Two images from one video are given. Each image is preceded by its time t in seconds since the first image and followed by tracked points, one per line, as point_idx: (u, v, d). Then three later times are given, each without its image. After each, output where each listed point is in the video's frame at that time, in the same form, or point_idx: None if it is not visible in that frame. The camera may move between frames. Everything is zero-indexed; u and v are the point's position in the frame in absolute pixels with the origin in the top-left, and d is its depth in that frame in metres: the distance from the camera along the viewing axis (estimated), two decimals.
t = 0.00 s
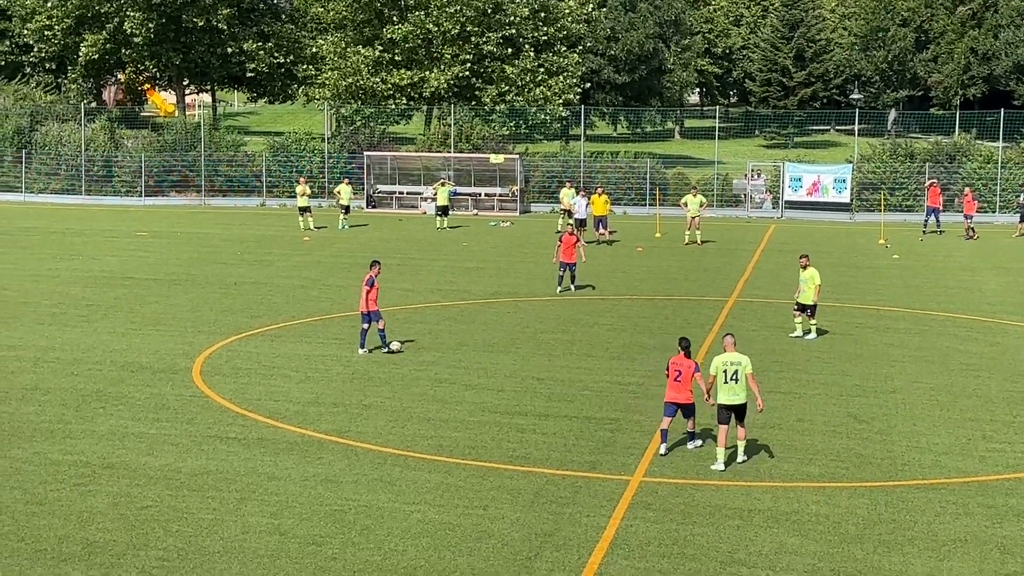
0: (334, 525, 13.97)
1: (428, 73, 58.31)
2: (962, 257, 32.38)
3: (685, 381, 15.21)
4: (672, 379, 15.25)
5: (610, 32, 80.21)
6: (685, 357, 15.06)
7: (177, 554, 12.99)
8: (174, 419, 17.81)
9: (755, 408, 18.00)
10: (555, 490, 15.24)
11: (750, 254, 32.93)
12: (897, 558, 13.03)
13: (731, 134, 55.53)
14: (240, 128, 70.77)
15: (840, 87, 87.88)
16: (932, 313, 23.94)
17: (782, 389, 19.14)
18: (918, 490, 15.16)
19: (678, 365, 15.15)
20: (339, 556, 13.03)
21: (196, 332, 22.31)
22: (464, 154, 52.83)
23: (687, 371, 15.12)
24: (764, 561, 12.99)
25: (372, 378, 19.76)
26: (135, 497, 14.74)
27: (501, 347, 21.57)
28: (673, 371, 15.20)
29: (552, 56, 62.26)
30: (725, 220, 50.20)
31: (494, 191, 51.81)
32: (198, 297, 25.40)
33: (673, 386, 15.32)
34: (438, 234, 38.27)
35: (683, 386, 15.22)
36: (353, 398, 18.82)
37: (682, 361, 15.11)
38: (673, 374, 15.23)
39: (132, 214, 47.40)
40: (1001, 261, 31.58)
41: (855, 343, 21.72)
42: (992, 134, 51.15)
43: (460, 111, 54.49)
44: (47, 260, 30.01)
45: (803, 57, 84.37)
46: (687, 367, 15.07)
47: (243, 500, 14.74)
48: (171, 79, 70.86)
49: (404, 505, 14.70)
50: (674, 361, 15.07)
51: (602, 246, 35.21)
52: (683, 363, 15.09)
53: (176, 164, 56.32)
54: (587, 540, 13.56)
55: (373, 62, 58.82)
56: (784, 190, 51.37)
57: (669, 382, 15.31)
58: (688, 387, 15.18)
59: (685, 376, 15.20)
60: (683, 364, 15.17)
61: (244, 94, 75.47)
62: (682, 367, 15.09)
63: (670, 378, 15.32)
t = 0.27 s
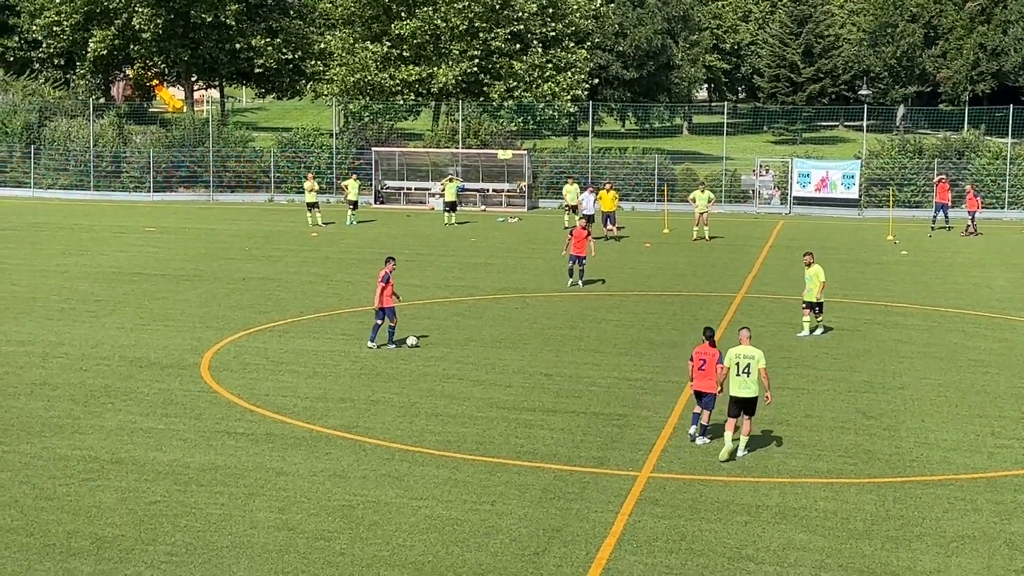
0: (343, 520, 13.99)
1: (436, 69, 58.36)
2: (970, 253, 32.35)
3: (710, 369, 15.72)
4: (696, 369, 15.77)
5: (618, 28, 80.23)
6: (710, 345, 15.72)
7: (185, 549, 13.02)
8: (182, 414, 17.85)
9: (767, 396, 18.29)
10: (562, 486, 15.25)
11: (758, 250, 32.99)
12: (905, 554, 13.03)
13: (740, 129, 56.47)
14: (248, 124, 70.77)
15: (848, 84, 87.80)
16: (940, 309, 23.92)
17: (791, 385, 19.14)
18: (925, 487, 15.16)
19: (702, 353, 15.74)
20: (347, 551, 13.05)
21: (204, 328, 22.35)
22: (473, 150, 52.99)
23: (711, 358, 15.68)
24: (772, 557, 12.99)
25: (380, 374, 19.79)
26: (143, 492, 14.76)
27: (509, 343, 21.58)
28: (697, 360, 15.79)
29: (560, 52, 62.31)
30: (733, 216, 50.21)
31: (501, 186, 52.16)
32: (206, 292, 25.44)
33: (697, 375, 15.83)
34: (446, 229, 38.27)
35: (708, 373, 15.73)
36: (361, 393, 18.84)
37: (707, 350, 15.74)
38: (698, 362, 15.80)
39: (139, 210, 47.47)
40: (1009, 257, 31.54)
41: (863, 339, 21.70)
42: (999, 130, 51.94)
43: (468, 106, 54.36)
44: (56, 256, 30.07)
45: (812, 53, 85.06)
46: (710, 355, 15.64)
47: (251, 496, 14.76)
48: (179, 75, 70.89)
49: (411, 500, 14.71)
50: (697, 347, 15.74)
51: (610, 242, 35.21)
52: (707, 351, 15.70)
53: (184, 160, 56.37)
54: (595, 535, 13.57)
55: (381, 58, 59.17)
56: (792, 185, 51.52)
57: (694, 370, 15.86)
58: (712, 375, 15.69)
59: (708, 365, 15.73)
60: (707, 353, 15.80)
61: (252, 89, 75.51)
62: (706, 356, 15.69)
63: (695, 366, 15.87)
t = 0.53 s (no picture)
0: (346, 516, 14.00)
1: (439, 66, 58.28)
2: (973, 249, 32.32)
3: (727, 365, 15.76)
4: (715, 365, 15.80)
5: (621, 24, 80.17)
6: (726, 342, 15.69)
7: (188, 545, 13.04)
8: (184, 411, 17.86)
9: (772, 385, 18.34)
10: (565, 482, 15.25)
11: (761, 246, 32.99)
12: (908, 551, 13.03)
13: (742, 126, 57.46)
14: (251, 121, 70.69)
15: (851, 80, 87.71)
16: (942, 306, 23.91)
17: (793, 381, 19.17)
18: (927, 483, 15.16)
19: (720, 351, 15.73)
20: (351, 547, 13.07)
21: (206, 325, 22.35)
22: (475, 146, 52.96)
23: (729, 355, 15.66)
24: (774, 553, 13.01)
25: (383, 371, 19.81)
26: (146, 489, 14.78)
27: (512, 340, 21.59)
28: (715, 357, 15.80)
29: (563, 48, 62.34)
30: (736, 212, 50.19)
31: (504, 183, 52.01)
32: (209, 289, 25.44)
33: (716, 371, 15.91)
34: (448, 226, 38.25)
35: (725, 370, 15.78)
36: (364, 389, 18.85)
37: (723, 346, 15.72)
38: (716, 359, 15.82)
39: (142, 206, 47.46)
40: (1012, 253, 31.48)
41: (865, 335, 21.68)
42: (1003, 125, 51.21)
43: (470, 103, 54.34)
44: (58, 253, 30.08)
45: (815, 49, 85.10)
46: (728, 352, 15.64)
47: (254, 492, 14.78)
48: (181, 71, 70.81)
49: (414, 497, 14.72)
50: (715, 345, 15.82)
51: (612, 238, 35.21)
52: (726, 349, 15.66)
53: (186, 156, 56.36)
54: (598, 532, 13.58)
55: (384, 54, 59.18)
56: (795, 182, 51.62)
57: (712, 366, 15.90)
58: (731, 372, 15.71)
59: (727, 361, 15.73)
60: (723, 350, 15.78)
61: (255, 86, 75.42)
62: (724, 353, 15.67)
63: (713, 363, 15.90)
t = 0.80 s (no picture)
0: (343, 514, 14.01)
1: (436, 63, 58.18)
2: (971, 246, 32.34)
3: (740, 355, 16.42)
4: (729, 354, 16.55)
5: (618, 21, 80.12)
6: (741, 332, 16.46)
7: (186, 543, 13.04)
8: (182, 408, 17.86)
9: (776, 377, 18.41)
10: (563, 479, 15.26)
11: (759, 243, 32.97)
12: (905, 548, 13.04)
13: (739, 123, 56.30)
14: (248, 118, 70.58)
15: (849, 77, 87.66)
16: (940, 302, 23.93)
17: (791, 378, 19.19)
18: (925, 480, 15.17)
19: (736, 340, 16.54)
20: (348, 545, 13.07)
21: (204, 322, 22.35)
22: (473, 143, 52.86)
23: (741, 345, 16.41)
24: (771, 550, 13.02)
25: (381, 368, 19.81)
26: (144, 486, 14.78)
27: (510, 337, 21.60)
28: (731, 346, 16.59)
29: (561, 46, 62.31)
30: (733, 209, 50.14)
31: (501, 180, 51.96)
32: (207, 286, 25.44)
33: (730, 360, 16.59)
34: (447, 223, 38.26)
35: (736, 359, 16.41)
36: (361, 387, 18.85)
37: (738, 336, 16.48)
38: (731, 348, 16.57)
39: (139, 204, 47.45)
40: (1010, 250, 31.50)
41: (863, 332, 21.71)
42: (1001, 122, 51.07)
43: (467, 101, 54.46)
44: (56, 250, 30.06)
45: (812, 46, 84.70)
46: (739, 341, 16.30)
47: (252, 489, 14.79)
48: (179, 69, 70.84)
49: (412, 494, 14.73)
50: (733, 335, 16.64)
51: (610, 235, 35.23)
52: (739, 339, 16.42)
53: (183, 153, 56.33)
54: (595, 529, 13.59)
55: (381, 52, 59.09)
56: (792, 179, 51.44)
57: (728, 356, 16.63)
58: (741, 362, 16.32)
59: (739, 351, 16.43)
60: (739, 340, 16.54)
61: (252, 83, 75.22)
62: (738, 342, 16.44)
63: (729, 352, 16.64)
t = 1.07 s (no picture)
0: (338, 512, 14.00)
1: (431, 61, 58.21)
2: (966, 243, 32.37)
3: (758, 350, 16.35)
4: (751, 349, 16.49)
5: (613, 19, 79.93)
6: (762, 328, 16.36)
7: (181, 542, 13.03)
8: (177, 407, 17.84)
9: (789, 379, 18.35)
10: (559, 477, 15.26)
11: (754, 241, 33.01)
12: (900, 545, 13.05)
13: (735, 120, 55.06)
14: (242, 117, 70.51)
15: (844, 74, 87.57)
16: (935, 299, 23.97)
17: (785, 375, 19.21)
18: (921, 477, 15.19)
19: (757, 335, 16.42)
20: (343, 543, 13.06)
21: (199, 321, 22.32)
22: (467, 141, 52.72)
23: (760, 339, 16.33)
24: (767, 547, 13.02)
25: (376, 366, 19.80)
26: (139, 485, 14.76)
27: (505, 335, 21.59)
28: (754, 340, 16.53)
29: (555, 44, 62.30)
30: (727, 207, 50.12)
31: (496, 178, 51.91)
32: (202, 285, 25.41)
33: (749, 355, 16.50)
34: (442, 221, 38.25)
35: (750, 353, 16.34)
36: (357, 385, 18.84)
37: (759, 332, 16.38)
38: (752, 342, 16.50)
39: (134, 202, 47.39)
40: (1005, 247, 31.52)
41: (859, 329, 21.74)
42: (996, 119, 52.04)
43: (462, 99, 54.46)
44: (51, 249, 30.01)
45: (807, 44, 85.21)
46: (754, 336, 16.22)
47: (248, 488, 14.77)
48: (173, 67, 70.75)
49: (408, 492, 14.73)
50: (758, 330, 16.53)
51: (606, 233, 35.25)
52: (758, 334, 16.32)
53: (178, 151, 56.27)
54: (591, 527, 13.58)
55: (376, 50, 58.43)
56: (787, 177, 51.53)
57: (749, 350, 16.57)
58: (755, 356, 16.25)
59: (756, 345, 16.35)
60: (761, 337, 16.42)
61: (246, 82, 75.08)
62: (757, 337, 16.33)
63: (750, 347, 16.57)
